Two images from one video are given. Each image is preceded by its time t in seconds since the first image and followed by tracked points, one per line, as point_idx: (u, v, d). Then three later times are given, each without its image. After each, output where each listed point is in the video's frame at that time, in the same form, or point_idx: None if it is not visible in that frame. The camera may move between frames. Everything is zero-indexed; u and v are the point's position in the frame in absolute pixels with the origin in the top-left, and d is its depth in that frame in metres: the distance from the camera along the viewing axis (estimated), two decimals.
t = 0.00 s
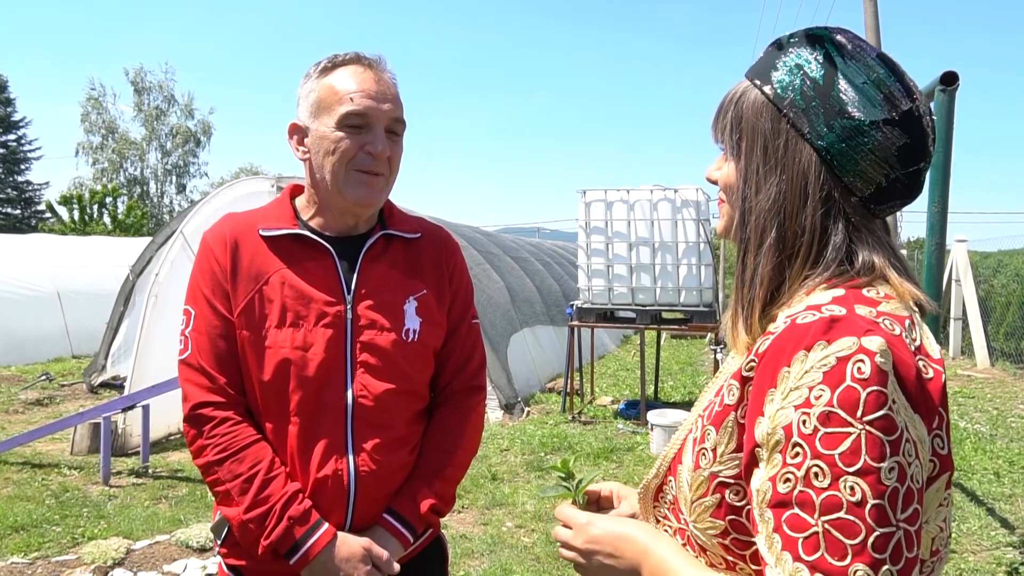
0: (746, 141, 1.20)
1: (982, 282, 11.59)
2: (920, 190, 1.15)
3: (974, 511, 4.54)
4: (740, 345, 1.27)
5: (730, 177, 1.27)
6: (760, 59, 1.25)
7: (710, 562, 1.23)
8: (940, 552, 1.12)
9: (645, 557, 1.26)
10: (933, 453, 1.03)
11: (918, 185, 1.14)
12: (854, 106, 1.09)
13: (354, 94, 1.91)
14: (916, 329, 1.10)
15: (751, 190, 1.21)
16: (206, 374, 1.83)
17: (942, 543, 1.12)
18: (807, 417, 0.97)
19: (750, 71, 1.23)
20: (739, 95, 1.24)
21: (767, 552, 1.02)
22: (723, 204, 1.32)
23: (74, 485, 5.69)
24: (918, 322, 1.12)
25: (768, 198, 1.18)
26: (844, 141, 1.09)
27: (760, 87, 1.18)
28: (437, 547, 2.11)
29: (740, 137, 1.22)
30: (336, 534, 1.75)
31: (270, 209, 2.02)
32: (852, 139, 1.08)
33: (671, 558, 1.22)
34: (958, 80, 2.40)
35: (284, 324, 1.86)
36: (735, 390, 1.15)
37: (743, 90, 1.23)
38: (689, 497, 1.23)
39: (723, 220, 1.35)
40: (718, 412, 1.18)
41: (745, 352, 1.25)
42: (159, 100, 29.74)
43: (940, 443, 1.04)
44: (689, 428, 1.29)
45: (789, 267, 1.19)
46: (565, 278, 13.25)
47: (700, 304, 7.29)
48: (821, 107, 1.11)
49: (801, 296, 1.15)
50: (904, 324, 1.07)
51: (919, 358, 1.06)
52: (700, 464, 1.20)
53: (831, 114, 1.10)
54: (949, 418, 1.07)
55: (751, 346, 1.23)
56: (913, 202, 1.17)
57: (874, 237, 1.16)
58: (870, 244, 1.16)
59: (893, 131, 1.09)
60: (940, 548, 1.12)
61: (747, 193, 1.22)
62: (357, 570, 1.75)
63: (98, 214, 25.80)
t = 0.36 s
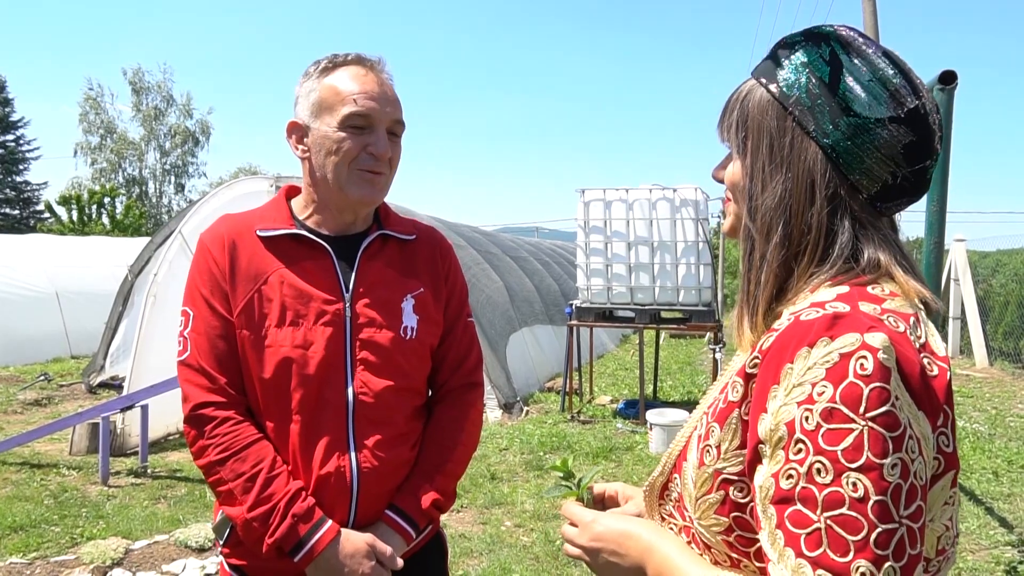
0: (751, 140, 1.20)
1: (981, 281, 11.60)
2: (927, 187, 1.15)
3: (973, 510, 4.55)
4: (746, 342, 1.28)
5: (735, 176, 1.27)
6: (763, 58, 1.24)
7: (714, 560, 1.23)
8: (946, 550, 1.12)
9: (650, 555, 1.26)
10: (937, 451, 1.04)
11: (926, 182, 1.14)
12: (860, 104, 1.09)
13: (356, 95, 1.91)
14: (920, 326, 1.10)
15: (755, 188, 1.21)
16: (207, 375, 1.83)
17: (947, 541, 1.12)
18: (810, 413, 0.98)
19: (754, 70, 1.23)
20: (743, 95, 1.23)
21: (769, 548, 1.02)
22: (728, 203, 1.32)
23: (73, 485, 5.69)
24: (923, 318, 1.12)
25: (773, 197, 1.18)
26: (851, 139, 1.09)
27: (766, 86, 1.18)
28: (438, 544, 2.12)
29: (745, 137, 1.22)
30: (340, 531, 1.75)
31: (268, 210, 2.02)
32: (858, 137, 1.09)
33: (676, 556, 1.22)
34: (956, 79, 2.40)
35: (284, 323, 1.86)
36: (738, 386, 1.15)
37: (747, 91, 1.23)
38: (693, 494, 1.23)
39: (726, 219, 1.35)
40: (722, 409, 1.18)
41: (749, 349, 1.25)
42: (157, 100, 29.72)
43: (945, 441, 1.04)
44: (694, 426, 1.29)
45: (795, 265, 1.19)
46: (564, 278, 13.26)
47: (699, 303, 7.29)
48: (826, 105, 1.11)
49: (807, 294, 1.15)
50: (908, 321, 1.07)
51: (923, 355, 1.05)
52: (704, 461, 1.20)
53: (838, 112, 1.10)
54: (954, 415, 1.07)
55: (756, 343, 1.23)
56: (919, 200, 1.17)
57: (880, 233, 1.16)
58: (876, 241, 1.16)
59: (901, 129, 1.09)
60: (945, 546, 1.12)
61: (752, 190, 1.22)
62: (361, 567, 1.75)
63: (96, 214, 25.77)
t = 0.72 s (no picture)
0: (751, 139, 1.20)
1: (978, 280, 11.63)
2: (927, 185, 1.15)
3: (970, 508, 4.55)
4: (745, 340, 1.28)
5: (735, 175, 1.26)
6: (762, 58, 1.24)
7: (714, 557, 1.23)
8: (944, 548, 1.12)
9: (650, 555, 1.26)
10: (937, 448, 1.03)
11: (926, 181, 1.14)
12: (859, 103, 1.09)
13: (355, 95, 1.90)
14: (920, 324, 1.09)
15: (754, 185, 1.20)
16: (203, 375, 1.82)
17: (947, 539, 1.12)
18: (810, 410, 0.97)
19: (753, 69, 1.22)
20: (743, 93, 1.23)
21: (769, 544, 1.02)
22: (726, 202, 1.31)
23: (70, 485, 5.67)
24: (922, 316, 1.12)
25: (773, 194, 1.17)
26: (852, 138, 1.09)
27: (766, 85, 1.18)
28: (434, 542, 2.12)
29: (745, 136, 1.22)
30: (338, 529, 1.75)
31: (263, 210, 2.01)
32: (857, 135, 1.08)
33: (677, 555, 1.22)
34: (953, 77, 2.40)
35: (281, 323, 1.85)
36: (738, 383, 1.15)
37: (746, 90, 1.23)
38: (693, 491, 1.23)
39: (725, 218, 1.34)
40: (722, 406, 1.17)
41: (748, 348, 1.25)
42: (154, 100, 29.66)
43: (945, 438, 1.04)
44: (693, 423, 1.28)
45: (794, 264, 1.19)
46: (561, 277, 13.28)
47: (696, 302, 7.28)
48: (826, 104, 1.10)
49: (806, 292, 1.14)
50: (909, 319, 1.06)
51: (924, 352, 1.05)
52: (704, 458, 1.20)
53: (838, 110, 1.10)
54: (953, 412, 1.06)
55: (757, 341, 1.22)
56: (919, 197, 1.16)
57: (879, 231, 1.16)
58: (875, 239, 1.15)
59: (902, 126, 1.09)
60: (944, 545, 1.12)
61: (751, 188, 1.21)
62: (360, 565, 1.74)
63: (93, 214, 25.72)
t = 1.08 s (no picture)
0: (749, 136, 1.19)
1: (976, 278, 11.64)
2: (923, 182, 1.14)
3: (968, 506, 4.56)
4: (742, 337, 1.27)
5: (732, 172, 1.26)
6: (759, 55, 1.23)
7: (710, 554, 1.22)
8: (939, 545, 1.12)
9: (645, 552, 1.25)
10: (933, 444, 1.03)
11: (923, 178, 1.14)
12: (857, 100, 1.08)
13: (349, 91, 1.90)
14: (917, 321, 1.09)
15: (753, 182, 1.19)
16: (200, 373, 1.81)
17: (942, 536, 1.12)
18: (808, 405, 0.97)
19: (750, 66, 1.22)
20: (740, 90, 1.22)
21: (766, 540, 1.01)
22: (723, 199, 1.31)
23: (67, 484, 5.66)
24: (919, 313, 1.11)
25: (770, 190, 1.17)
26: (850, 134, 1.08)
27: (764, 82, 1.17)
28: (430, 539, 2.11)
29: (742, 132, 1.21)
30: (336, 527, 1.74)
31: (258, 208, 2.00)
32: (855, 132, 1.08)
33: (671, 552, 1.21)
34: (951, 74, 2.39)
35: (277, 320, 1.84)
36: (735, 379, 1.15)
37: (744, 87, 1.22)
38: (689, 487, 1.23)
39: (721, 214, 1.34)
40: (718, 402, 1.17)
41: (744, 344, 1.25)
42: (151, 98, 29.59)
43: (941, 434, 1.03)
44: (689, 419, 1.28)
45: (792, 261, 1.18)
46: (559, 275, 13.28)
47: (695, 300, 7.25)
48: (825, 100, 1.10)
49: (804, 289, 1.14)
50: (906, 315, 1.06)
51: (920, 349, 1.05)
52: (700, 454, 1.19)
53: (837, 107, 1.09)
54: (950, 409, 1.06)
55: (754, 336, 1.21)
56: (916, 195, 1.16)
57: (877, 228, 1.16)
58: (873, 236, 1.15)
59: (899, 123, 1.08)
60: (939, 541, 1.12)
61: (748, 185, 1.20)
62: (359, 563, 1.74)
63: (90, 212, 25.67)
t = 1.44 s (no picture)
0: (750, 133, 1.19)
1: (975, 276, 11.65)
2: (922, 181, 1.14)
3: (967, 504, 4.55)
4: (740, 334, 1.27)
5: (732, 169, 1.25)
6: (758, 53, 1.23)
7: (706, 552, 1.22)
8: (936, 543, 1.11)
9: (641, 551, 1.25)
10: (931, 442, 1.02)
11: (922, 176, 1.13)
12: (856, 98, 1.08)
13: (342, 87, 1.89)
14: (917, 318, 1.09)
15: (755, 180, 1.19)
16: (201, 372, 1.80)
17: (938, 534, 1.11)
18: (807, 402, 0.96)
19: (750, 63, 1.21)
20: (741, 88, 1.22)
21: (764, 538, 1.00)
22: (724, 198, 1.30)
23: (66, 482, 5.65)
24: (919, 310, 1.11)
25: (771, 188, 1.16)
26: (850, 131, 1.07)
27: (765, 79, 1.16)
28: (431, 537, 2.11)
29: (743, 130, 1.21)
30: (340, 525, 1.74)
31: (257, 206, 1.99)
32: (855, 129, 1.07)
33: (667, 550, 1.21)
34: (951, 72, 2.39)
35: (277, 319, 1.84)
36: (733, 376, 1.14)
37: (744, 85, 1.22)
38: (686, 485, 1.22)
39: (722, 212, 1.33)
40: (716, 399, 1.16)
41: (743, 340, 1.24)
42: (150, 96, 29.54)
43: (939, 431, 1.03)
44: (687, 416, 1.27)
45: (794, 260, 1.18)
46: (559, 273, 13.28)
47: (694, 298, 7.27)
48: (824, 97, 1.09)
49: (804, 285, 1.13)
50: (904, 312, 1.06)
51: (919, 346, 1.04)
52: (697, 452, 1.19)
53: (836, 104, 1.08)
54: (948, 406, 1.06)
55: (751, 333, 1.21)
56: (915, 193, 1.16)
57: (877, 227, 1.15)
58: (874, 234, 1.15)
59: (898, 121, 1.08)
60: (936, 539, 1.11)
61: (749, 183, 1.20)
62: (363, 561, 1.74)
63: (89, 210, 25.64)
